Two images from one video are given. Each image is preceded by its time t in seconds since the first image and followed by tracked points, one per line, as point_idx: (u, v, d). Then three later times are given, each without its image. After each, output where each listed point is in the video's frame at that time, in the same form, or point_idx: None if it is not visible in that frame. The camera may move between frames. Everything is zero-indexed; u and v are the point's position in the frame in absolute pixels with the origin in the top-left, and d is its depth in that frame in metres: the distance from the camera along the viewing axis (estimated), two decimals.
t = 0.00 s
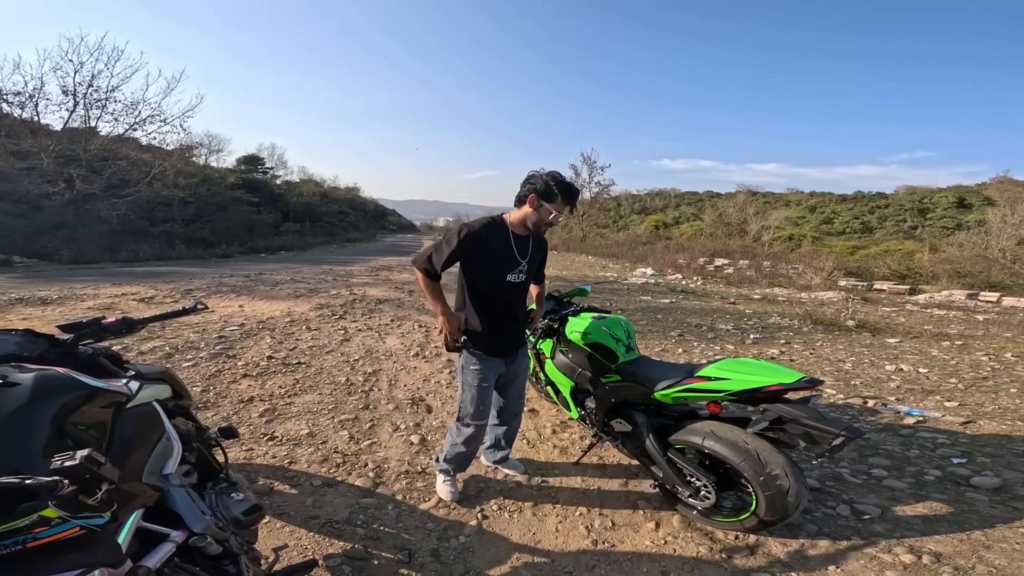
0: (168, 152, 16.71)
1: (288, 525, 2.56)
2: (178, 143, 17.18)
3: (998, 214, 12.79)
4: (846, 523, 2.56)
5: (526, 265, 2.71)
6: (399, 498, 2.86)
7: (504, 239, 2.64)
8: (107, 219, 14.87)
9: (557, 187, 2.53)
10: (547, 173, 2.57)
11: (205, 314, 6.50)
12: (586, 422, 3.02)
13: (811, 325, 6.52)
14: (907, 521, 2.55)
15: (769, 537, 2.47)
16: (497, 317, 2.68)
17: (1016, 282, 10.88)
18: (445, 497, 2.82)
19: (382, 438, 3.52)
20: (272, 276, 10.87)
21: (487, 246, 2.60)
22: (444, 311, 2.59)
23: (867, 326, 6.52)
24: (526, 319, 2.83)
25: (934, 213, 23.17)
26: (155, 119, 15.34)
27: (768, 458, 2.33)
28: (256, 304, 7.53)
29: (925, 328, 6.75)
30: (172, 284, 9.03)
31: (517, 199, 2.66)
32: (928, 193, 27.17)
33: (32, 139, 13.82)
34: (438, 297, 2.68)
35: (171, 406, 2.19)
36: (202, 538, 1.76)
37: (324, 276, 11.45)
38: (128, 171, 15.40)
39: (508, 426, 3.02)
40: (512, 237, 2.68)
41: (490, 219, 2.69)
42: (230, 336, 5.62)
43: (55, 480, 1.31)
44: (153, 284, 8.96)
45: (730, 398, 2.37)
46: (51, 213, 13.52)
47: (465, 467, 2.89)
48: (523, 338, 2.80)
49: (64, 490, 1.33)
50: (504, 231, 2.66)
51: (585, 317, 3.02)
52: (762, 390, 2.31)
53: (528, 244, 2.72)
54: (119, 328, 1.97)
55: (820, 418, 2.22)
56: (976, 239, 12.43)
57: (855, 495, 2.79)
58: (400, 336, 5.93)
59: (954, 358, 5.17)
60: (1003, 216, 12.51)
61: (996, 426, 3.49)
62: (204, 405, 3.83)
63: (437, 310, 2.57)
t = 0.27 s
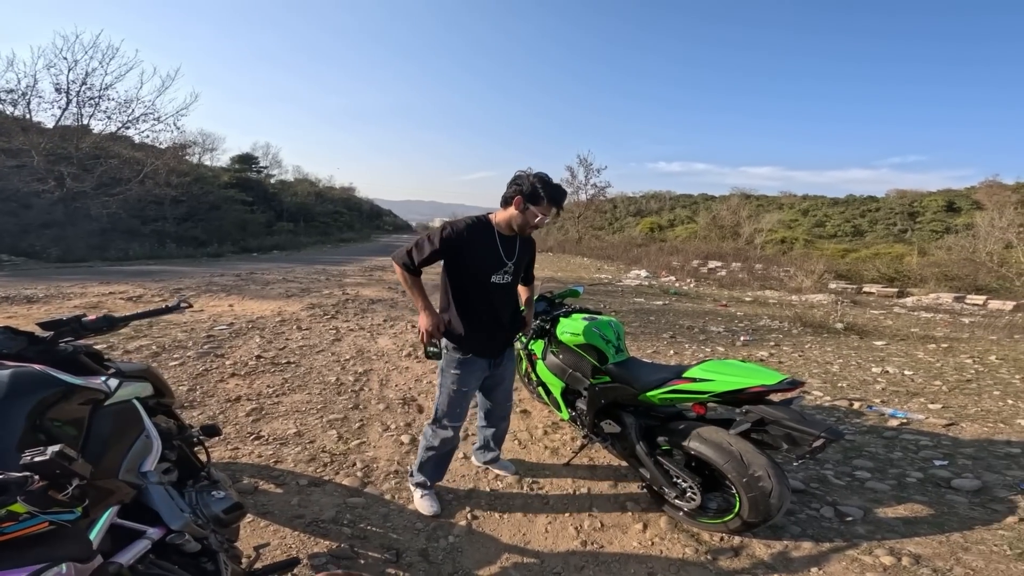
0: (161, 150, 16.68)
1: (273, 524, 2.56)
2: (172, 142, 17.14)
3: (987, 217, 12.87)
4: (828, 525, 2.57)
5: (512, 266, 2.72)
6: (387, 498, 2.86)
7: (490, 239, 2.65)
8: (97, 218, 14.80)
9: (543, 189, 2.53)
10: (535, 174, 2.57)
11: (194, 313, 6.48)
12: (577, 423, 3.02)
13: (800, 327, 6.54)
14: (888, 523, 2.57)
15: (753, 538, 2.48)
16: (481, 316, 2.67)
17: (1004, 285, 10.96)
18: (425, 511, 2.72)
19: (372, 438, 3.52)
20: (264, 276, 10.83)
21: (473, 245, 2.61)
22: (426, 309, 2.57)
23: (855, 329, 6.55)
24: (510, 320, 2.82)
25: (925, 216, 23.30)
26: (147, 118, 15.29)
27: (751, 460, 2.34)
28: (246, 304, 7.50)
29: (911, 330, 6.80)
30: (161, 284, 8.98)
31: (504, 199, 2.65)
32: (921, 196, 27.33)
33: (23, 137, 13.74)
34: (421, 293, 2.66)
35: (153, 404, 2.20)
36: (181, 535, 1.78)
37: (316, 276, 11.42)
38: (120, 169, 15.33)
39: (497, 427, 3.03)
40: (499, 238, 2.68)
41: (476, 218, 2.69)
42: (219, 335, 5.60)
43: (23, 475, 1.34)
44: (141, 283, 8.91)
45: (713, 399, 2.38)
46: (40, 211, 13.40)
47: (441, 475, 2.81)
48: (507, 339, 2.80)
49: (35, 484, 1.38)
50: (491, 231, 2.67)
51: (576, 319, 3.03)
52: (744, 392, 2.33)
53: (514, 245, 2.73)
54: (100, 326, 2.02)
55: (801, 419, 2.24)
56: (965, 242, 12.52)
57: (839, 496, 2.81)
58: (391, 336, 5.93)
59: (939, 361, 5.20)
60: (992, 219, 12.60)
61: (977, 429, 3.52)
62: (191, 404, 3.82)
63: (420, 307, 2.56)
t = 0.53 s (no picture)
0: (153, 148, 16.59)
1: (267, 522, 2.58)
2: (163, 139, 17.05)
3: (973, 219, 13.05)
4: (813, 523, 2.62)
5: (498, 267, 2.73)
6: (382, 495, 2.89)
7: (476, 239, 2.66)
8: (85, 215, 14.69)
9: (529, 191, 2.53)
10: (522, 176, 2.57)
11: (185, 312, 6.47)
12: (571, 421, 3.06)
13: (789, 328, 6.62)
14: (871, 520, 2.62)
15: (741, 535, 2.53)
16: (464, 316, 2.68)
17: (989, 286, 11.12)
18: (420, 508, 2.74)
19: (366, 436, 3.54)
20: (256, 274, 10.80)
21: (458, 245, 2.62)
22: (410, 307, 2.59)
23: (843, 329, 6.63)
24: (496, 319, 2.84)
25: (914, 218, 23.56)
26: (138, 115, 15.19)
27: (738, 457, 2.38)
28: (238, 302, 7.48)
29: (897, 331, 6.90)
30: (152, 281, 8.94)
31: (492, 199, 2.66)
32: (910, 198, 27.61)
33: (11, 133, 13.62)
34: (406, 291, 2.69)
35: (148, 401, 2.22)
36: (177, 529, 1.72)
37: (309, 274, 11.40)
38: (109, 166, 15.22)
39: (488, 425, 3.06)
40: (485, 238, 2.69)
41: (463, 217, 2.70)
42: (212, 333, 5.59)
43: (22, 470, 1.44)
44: (131, 281, 8.87)
45: (702, 397, 2.43)
46: (27, 207, 13.28)
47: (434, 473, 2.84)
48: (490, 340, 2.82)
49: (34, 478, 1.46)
50: (477, 231, 2.68)
51: (570, 318, 3.06)
52: (733, 390, 2.38)
53: (501, 246, 2.73)
54: (94, 323, 1.99)
55: (787, 418, 2.28)
56: (951, 244, 12.69)
57: (824, 494, 2.86)
58: (385, 335, 5.94)
59: (924, 361, 5.28)
60: (978, 221, 12.77)
61: (959, 428, 3.59)
62: (183, 403, 3.82)
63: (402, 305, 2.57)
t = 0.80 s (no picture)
0: (148, 145, 16.52)
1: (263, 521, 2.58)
2: (159, 136, 16.99)
3: (968, 219, 13.10)
4: (805, 521, 2.63)
5: (491, 267, 2.72)
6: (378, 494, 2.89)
7: (468, 240, 2.65)
8: (81, 213, 14.64)
9: (521, 195, 2.51)
10: (515, 178, 2.53)
11: (181, 310, 6.45)
12: (568, 421, 3.06)
13: (785, 327, 6.65)
14: (863, 520, 2.64)
15: (734, 534, 2.54)
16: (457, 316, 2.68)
17: (983, 287, 11.18)
18: (417, 507, 2.74)
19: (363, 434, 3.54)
20: (253, 272, 10.79)
21: (450, 247, 2.61)
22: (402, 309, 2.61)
23: (838, 329, 6.66)
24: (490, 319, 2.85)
25: (909, 218, 23.65)
26: (134, 112, 15.11)
27: (731, 457, 2.39)
28: (235, 300, 7.48)
29: (892, 331, 6.93)
30: (148, 279, 8.92)
31: (483, 199, 2.64)
32: (905, 198, 27.71)
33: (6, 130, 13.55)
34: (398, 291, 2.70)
35: (144, 400, 2.22)
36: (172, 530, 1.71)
37: (306, 272, 11.38)
38: (105, 164, 15.14)
39: (484, 424, 3.06)
40: (478, 239, 2.68)
41: (455, 217, 2.69)
42: (208, 332, 5.58)
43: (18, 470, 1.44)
44: (127, 279, 8.85)
45: (697, 397, 2.43)
46: (21, 205, 13.22)
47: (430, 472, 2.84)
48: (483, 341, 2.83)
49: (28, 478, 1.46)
50: (469, 232, 2.67)
51: (567, 317, 3.06)
52: (727, 390, 2.38)
53: (494, 246, 2.72)
54: (89, 322, 1.98)
55: (780, 418, 2.29)
56: (946, 244, 12.74)
57: (816, 493, 2.87)
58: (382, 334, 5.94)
59: (917, 361, 5.31)
60: (973, 221, 12.83)
61: (951, 428, 3.61)
62: (178, 401, 3.82)
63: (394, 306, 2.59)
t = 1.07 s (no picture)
0: (149, 143, 16.52)
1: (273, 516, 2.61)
2: (160, 134, 17.00)
3: (970, 218, 13.11)
4: (809, 516, 2.66)
5: (500, 265, 2.74)
6: (386, 489, 2.91)
7: (477, 238, 2.66)
8: (83, 211, 14.67)
9: (530, 193, 2.54)
10: (525, 176, 2.56)
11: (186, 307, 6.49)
12: (572, 417, 3.09)
13: (787, 325, 6.67)
14: (866, 515, 2.66)
15: (738, 528, 2.56)
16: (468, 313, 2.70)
17: (984, 285, 11.18)
18: (424, 503, 2.77)
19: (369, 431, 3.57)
20: (255, 270, 10.82)
21: (460, 244, 2.63)
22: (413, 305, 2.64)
23: (840, 327, 6.68)
24: (498, 316, 2.87)
25: (911, 216, 23.63)
26: (135, 110, 15.10)
27: (737, 452, 2.41)
28: (239, 298, 7.50)
29: (893, 329, 6.96)
30: (151, 278, 8.94)
31: (492, 196, 2.66)
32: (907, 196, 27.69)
33: (7, 128, 13.55)
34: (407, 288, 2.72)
35: (157, 396, 2.25)
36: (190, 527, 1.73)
37: (308, 270, 11.40)
38: (105, 162, 15.14)
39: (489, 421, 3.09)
40: (487, 236, 2.70)
41: (464, 215, 2.71)
42: (212, 330, 5.61)
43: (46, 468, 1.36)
44: (130, 277, 8.87)
45: (702, 393, 2.46)
46: (23, 203, 13.22)
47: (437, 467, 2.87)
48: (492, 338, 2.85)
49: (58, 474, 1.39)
50: (478, 229, 2.69)
51: (571, 314, 3.08)
52: (732, 385, 2.40)
53: (503, 244, 2.74)
54: (106, 319, 2.03)
55: (785, 413, 2.32)
56: (948, 242, 12.74)
57: (819, 489, 2.90)
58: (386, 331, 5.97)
59: (919, 358, 5.33)
60: (975, 219, 12.83)
61: (952, 425, 3.63)
62: (186, 398, 3.85)
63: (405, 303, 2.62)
